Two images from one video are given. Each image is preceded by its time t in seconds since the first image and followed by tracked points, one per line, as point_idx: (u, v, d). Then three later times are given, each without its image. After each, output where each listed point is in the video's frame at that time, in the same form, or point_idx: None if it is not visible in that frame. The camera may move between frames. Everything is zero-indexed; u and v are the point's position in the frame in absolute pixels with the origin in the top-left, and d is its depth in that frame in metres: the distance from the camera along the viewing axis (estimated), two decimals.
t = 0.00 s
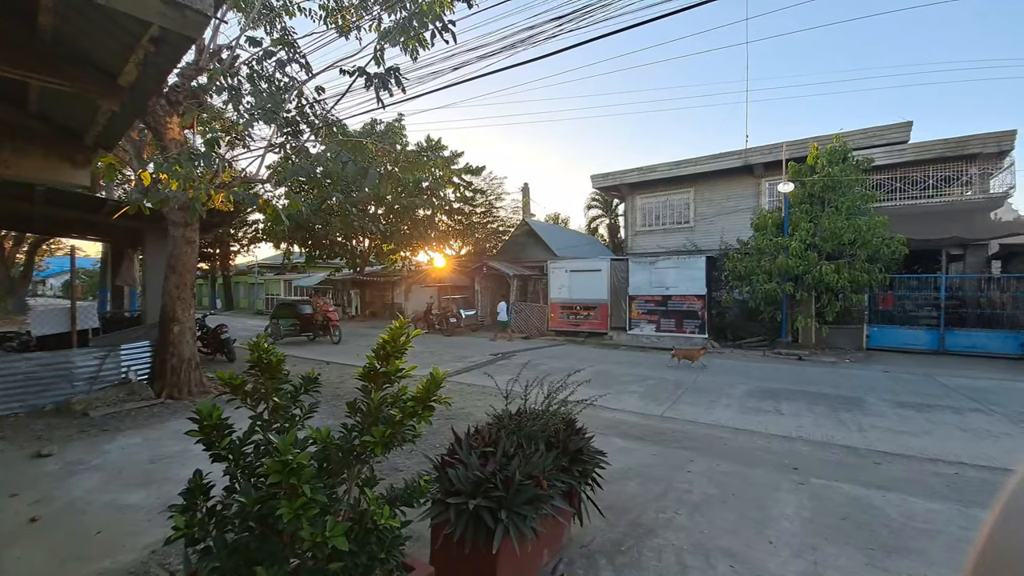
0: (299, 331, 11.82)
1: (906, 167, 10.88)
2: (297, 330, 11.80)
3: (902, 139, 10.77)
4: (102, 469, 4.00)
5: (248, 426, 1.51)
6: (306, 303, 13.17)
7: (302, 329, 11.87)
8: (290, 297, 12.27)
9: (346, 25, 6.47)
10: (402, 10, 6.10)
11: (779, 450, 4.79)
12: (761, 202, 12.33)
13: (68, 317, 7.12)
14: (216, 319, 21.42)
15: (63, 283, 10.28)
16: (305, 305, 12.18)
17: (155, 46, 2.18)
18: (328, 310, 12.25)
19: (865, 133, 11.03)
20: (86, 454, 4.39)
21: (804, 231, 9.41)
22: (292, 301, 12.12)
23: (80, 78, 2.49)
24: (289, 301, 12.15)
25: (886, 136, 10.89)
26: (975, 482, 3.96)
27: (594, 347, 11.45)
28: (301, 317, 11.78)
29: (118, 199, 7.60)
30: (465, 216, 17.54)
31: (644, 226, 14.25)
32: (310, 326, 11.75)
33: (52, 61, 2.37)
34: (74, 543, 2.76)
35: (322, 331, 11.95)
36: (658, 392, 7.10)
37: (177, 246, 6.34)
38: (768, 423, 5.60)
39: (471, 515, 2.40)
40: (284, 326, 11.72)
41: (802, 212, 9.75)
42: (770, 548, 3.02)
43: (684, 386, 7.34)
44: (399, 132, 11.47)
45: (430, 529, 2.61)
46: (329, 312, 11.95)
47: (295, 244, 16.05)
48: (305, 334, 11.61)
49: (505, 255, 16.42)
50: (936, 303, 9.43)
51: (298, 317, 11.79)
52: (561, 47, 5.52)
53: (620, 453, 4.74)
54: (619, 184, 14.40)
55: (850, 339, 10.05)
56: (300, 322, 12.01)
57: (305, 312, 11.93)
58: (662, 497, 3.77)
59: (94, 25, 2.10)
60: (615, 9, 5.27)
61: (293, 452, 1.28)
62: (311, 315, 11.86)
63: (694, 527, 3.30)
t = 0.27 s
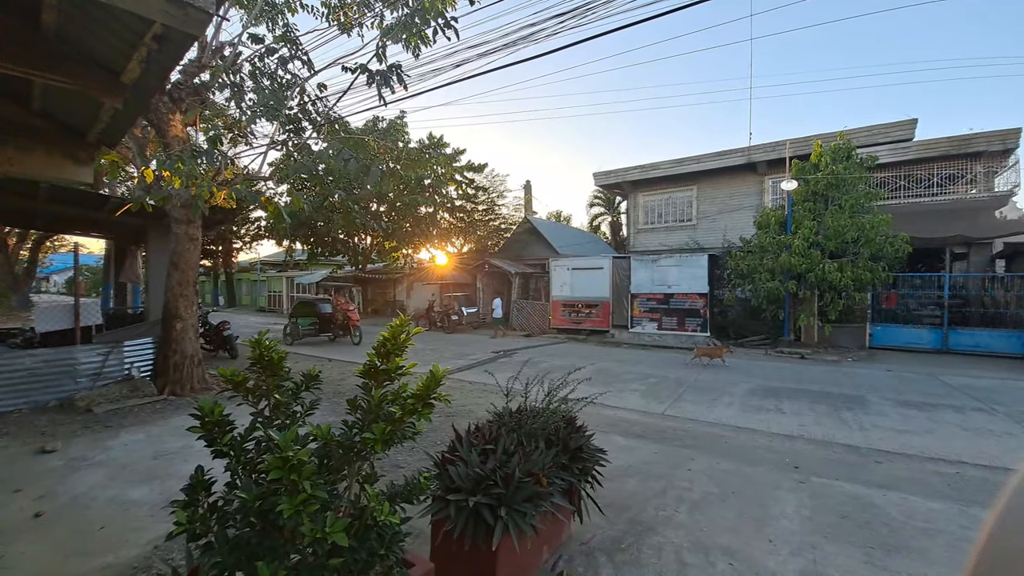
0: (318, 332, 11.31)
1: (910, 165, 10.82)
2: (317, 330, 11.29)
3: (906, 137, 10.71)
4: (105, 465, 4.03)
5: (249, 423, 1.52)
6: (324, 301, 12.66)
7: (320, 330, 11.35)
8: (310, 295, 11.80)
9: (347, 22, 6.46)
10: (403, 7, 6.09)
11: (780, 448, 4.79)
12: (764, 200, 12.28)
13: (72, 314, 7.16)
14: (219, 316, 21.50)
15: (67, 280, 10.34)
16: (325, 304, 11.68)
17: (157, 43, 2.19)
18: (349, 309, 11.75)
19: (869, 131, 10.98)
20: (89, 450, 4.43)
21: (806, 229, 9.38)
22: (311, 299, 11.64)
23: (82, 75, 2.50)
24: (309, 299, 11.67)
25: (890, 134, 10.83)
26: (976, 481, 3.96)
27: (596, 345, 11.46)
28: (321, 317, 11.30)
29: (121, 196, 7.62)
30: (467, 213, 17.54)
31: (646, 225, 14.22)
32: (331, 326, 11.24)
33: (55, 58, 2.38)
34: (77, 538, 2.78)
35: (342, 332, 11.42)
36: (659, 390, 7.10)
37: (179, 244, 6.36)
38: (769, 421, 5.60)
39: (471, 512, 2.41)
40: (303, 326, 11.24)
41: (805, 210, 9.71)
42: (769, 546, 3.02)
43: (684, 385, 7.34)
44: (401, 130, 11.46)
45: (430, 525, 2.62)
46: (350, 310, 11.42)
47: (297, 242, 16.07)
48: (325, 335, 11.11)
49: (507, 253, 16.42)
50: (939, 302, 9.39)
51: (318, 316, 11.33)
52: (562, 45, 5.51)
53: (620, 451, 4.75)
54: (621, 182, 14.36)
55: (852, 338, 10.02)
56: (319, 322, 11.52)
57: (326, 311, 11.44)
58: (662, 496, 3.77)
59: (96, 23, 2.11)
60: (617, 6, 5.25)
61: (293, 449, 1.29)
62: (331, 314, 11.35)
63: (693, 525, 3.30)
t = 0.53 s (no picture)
0: (333, 338, 10.63)
1: (904, 168, 10.91)
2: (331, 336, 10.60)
3: (900, 140, 10.80)
4: (99, 469, 4.00)
5: (244, 426, 1.52)
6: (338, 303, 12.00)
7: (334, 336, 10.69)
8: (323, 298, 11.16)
9: (344, 24, 6.47)
10: (400, 10, 6.10)
11: (775, 450, 4.81)
12: (760, 202, 12.34)
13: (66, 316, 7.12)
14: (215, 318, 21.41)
15: (61, 282, 10.27)
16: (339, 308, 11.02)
17: (154, 45, 2.19)
18: (364, 313, 11.08)
19: (863, 134, 11.07)
20: (83, 453, 4.39)
21: (802, 231, 9.43)
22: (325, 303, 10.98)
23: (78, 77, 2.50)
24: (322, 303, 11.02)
25: (884, 137, 10.92)
26: (970, 482, 3.99)
27: (593, 347, 11.47)
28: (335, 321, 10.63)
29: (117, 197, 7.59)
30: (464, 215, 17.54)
31: (643, 227, 14.27)
32: (346, 332, 10.56)
33: (51, 60, 2.38)
34: (71, 542, 2.76)
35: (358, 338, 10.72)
36: (656, 392, 7.12)
37: (175, 246, 6.33)
38: (765, 423, 5.62)
39: (467, 514, 2.41)
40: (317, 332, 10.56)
41: (800, 212, 9.76)
42: (764, 547, 3.04)
43: (681, 386, 7.36)
44: (398, 131, 11.47)
45: (426, 528, 2.62)
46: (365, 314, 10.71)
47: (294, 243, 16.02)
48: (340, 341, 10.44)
49: (504, 255, 16.42)
50: (933, 304, 9.46)
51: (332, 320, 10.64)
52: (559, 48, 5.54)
53: (617, 453, 4.76)
54: (618, 185, 14.41)
55: (847, 339, 10.08)
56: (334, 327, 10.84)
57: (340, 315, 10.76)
58: (658, 497, 3.78)
59: (92, 25, 2.11)
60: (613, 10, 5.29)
61: (289, 452, 1.29)
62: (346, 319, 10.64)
63: (689, 527, 3.32)
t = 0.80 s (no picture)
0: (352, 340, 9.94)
1: (902, 168, 10.92)
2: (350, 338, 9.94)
3: (898, 140, 10.81)
4: (97, 468, 3.99)
5: (241, 425, 1.52)
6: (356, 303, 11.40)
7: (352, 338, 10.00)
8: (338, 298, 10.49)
9: (343, 22, 6.45)
10: (399, 8, 6.09)
11: (773, 449, 4.82)
12: (758, 202, 12.35)
13: (64, 314, 7.11)
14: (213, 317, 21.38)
15: (59, 280, 10.24)
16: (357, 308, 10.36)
17: (151, 43, 2.18)
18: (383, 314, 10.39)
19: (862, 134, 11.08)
20: (81, 452, 4.38)
21: (800, 231, 9.44)
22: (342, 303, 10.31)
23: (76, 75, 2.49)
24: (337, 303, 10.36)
25: (882, 137, 10.93)
26: (967, 481, 4.00)
27: (591, 346, 11.48)
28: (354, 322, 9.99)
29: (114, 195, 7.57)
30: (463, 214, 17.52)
31: (642, 226, 14.27)
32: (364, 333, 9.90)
33: (49, 57, 2.37)
34: (69, 541, 2.76)
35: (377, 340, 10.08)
36: (655, 391, 7.13)
37: (173, 244, 6.32)
38: (763, 422, 5.63)
39: (465, 513, 2.41)
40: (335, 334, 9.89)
41: (799, 212, 9.77)
42: (762, 546, 3.04)
43: (679, 386, 7.37)
44: (397, 130, 11.45)
45: (424, 527, 2.62)
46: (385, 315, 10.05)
47: (293, 242, 15.99)
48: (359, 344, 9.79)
49: (503, 254, 16.42)
50: (931, 303, 9.48)
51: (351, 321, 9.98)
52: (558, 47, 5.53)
53: (616, 452, 4.76)
54: (617, 184, 14.41)
55: (846, 339, 10.10)
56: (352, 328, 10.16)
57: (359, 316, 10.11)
58: (656, 496, 3.79)
59: (89, 23, 2.10)
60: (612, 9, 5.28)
61: (286, 451, 1.28)
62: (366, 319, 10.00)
63: (687, 526, 3.32)
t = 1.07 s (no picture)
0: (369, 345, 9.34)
1: (899, 168, 10.97)
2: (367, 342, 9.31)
3: (895, 141, 10.85)
4: (94, 469, 3.97)
5: (239, 425, 1.51)
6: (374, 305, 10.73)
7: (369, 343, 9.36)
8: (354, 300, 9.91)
9: (341, 22, 6.44)
10: (398, 8, 6.08)
11: (771, 448, 4.83)
12: (756, 202, 12.38)
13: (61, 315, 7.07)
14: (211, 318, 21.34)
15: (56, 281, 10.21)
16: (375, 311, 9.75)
17: (148, 42, 2.17)
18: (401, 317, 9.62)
19: (858, 135, 11.12)
20: (78, 453, 4.36)
21: (797, 231, 9.47)
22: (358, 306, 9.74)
23: (72, 75, 2.47)
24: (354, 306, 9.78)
25: (879, 138, 10.98)
26: (964, 480, 4.01)
27: (590, 346, 11.50)
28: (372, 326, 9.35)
29: (111, 195, 7.54)
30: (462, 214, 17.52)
31: (640, 226, 14.29)
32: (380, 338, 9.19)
33: (45, 57, 2.36)
34: (66, 541, 2.75)
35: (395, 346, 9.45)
36: (653, 391, 7.14)
37: (170, 244, 6.30)
38: (761, 422, 5.64)
39: (464, 514, 2.40)
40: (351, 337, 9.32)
41: (796, 212, 9.79)
42: (760, 545, 3.05)
43: (678, 385, 7.38)
44: (395, 130, 11.44)
45: (423, 527, 2.62)
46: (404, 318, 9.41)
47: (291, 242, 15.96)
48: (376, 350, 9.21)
49: (502, 254, 16.42)
50: (928, 303, 9.52)
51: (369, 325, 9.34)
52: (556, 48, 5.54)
53: (614, 451, 4.77)
54: (615, 184, 14.43)
55: (843, 339, 10.13)
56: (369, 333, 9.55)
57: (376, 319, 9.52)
58: (655, 496, 3.79)
59: (86, 22, 2.09)
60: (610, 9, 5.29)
61: (284, 451, 1.28)
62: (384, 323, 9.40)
63: (686, 525, 3.32)
